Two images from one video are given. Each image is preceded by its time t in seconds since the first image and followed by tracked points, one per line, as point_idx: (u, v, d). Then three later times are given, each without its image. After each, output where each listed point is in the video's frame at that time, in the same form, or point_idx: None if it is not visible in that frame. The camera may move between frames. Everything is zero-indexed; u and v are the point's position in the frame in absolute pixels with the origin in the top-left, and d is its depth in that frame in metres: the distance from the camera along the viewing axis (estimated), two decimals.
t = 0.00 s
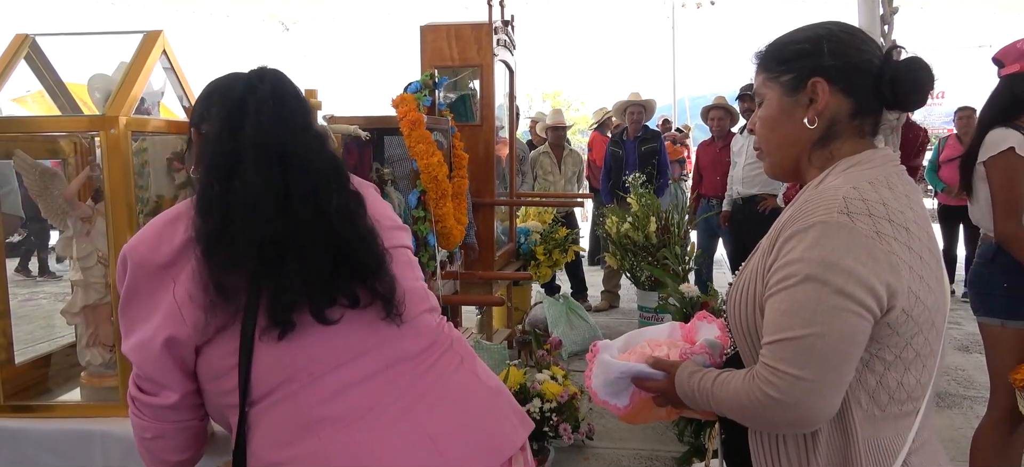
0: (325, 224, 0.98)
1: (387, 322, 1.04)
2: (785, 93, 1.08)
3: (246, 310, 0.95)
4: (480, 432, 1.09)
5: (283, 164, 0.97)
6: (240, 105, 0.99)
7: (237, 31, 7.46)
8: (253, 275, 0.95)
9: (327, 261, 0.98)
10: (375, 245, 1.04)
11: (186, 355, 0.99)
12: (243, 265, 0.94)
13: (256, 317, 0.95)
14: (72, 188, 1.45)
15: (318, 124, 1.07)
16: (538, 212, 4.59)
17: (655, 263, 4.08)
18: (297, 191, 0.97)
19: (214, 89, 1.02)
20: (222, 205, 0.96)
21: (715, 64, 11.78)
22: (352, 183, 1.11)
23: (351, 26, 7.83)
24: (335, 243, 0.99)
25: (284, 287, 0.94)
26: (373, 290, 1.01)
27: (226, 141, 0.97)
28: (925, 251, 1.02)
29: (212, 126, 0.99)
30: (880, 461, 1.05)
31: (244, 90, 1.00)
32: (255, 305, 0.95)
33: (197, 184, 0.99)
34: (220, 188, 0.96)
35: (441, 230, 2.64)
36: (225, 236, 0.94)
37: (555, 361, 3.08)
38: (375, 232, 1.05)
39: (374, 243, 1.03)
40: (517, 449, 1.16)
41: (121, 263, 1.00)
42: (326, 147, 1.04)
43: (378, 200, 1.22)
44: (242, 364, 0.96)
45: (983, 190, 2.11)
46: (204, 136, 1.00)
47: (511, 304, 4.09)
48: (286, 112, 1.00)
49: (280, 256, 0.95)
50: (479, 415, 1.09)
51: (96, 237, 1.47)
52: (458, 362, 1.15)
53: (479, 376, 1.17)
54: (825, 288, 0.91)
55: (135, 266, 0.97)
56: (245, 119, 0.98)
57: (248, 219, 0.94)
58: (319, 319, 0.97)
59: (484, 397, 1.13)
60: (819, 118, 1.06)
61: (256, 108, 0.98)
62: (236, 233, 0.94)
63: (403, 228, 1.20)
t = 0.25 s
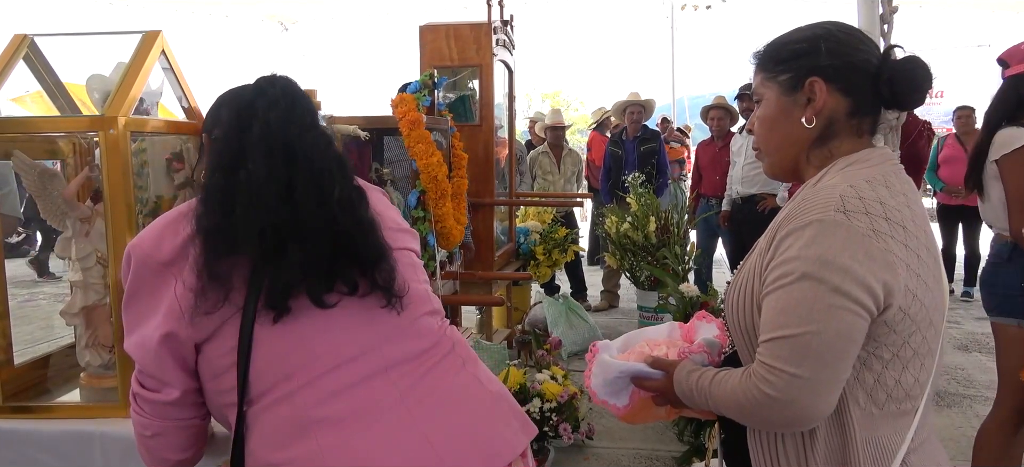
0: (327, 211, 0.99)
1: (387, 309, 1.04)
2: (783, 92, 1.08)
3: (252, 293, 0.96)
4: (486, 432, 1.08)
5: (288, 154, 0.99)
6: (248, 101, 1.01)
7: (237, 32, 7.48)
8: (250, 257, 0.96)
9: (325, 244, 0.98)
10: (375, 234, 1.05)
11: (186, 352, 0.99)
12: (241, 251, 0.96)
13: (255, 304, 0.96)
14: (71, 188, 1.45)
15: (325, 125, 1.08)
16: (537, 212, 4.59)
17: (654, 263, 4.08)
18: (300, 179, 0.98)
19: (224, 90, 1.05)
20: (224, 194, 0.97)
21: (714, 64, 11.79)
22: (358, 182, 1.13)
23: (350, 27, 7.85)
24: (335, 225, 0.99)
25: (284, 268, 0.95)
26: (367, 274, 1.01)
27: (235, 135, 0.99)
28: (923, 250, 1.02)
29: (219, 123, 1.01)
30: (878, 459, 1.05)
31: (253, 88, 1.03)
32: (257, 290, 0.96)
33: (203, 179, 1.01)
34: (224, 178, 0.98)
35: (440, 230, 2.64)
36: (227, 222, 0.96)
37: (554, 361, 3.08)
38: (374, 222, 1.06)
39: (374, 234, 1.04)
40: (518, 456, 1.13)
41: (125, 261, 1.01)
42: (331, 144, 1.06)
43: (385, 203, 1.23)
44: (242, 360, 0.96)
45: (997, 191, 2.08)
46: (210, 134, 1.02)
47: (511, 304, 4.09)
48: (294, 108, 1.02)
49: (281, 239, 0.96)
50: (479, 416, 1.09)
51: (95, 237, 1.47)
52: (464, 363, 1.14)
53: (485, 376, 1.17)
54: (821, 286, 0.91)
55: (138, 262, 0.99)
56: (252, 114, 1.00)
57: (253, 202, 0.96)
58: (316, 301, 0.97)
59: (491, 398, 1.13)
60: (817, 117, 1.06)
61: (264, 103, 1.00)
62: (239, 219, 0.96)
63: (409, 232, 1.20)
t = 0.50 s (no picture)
0: (330, 199, 1.01)
1: (389, 293, 1.05)
2: (781, 92, 1.07)
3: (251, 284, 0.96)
4: (490, 432, 1.07)
5: (287, 149, 1.00)
6: (246, 104, 1.03)
7: (235, 33, 7.49)
8: (251, 242, 0.98)
9: (326, 230, 0.99)
10: (375, 219, 1.06)
11: (187, 354, 1.00)
12: (241, 240, 0.97)
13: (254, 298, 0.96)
14: (70, 190, 1.44)
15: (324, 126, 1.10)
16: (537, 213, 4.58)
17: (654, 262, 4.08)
18: (298, 172, 0.99)
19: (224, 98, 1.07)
20: (223, 189, 0.98)
21: (712, 64, 11.81)
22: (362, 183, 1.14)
23: (349, 28, 7.85)
24: (336, 211, 1.01)
25: (283, 255, 0.95)
26: (365, 256, 1.02)
27: (235, 134, 1.01)
28: (923, 248, 1.01)
29: (219, 126, 1.02)
30: (878, 459, 1.05)
31: (252, 93, 1.05)
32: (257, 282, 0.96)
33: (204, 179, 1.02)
34: (223, 175, 0.99)
35: (439, 231, 2.64)
36: (228, 211, 0.97)
37: (555, 361, 3.07)
38: (375, 211, 1.07)
39: (373, 227, 1.04)
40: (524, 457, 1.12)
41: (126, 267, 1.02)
42: (331, 143, 1.08)
43: (391, 205, 1.25)
44: (242, 360, 0.96)
45: (1013, 189, 2.06)
46: (210, 137, 1.04)
47: (510, 304, 4.09)
48: (291, 109, 1.04)
49: (281, 230, 0.97)
50: (482, 417, 1.07)
51: (93, 239, 1.46)
52: (469, 364, 1.13)
53: (491, 378, 1.17)
54: (819, 284, 0.90)
55: (138, 267, 0.99)
56: (252, 115, 1.02)
57: (252, 193, 0.96)
58: (320, 280, 0.98)
59: (495, 398, 1.12)
60: (816, 116, 1.05)
61: (262, 104, 1.02)
62: (235, 206, 0.97)
63: (415, 233, 1.21)
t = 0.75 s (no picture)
0: (326, 196, 1.00)
1: (392, 290, 1.05)
2: (778, 93, 1.07)
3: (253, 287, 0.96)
4: (496, 435, 1.07)
5: (280, 149, 1.00)
6: (233, 107, 1.02)
7: (235, 33, 7.50)
8: (251, 247, 0.97)
9: (325, 229, 0.99)
10: (374, 216, 1.07)
11: (192, 366, 0.98)
12: (241, 241, 0.97)
13: (258, 300, 0.96)
14: (69, 192, 1.44)
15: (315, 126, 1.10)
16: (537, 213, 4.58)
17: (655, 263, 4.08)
18: (294, 170, 0.99)
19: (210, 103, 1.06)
20: (219, 195, 0.97)
21: (711, 63, 11.82)
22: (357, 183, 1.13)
23: (348, 29, 7.86)
24: (334, 211, 1.01)
25: (283, 255, 0.95)
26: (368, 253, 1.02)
27: (225, 138, 1.00)
28: (922, 248, 1.01)
29: (208, 131, 1.01)
30: (878, 459, 1.05)
31: (238, 95, 1.04)
32: (258, 285, 0.96)
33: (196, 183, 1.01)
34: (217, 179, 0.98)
35: (439, 231, 2.63)
36: (228, 215, 0.97)
37: (555, 362, 3.07)
38: (373, 208, 1.08)
39: (372, 225, 1.04)
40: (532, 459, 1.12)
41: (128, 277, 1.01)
42: (323, 143, 1.07)
43: (389, 203, 1.25)
44: (246, 367, 0.96)
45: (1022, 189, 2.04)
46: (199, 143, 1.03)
47: (510, 304, 4.09)
48: (279, 109, 1.04)
49: (280, 231, 0.96)
50: (486, 418, 1.07)
51: (93, 241, 1.46)
52: (474, 366, 1.13)
53: (495, 379, 1.17)
54: (818, 285, 0.90)
55: (141, 278, 0.99)
56: (239, 117, 1.01)
57: (249, 196, 0.96)
58: (323, 282, 0.97)
59: (500, 400, 1.12)
60: (813, 116, 1.05)
61: (250, 107, 1.02)
62: (230, 212, 0.96)
63: (415, 233, 1.21)
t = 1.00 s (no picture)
0: (328, 202, 0.99)
1: (397, 295, 1.05)
2: (775, 94, 1.07)
3: (255, 297, 0.95)
4: (499, 437, 1.06)
5: (278, 154, 0.99)
6: (228, 108, 1.01)
7: (234, 34, 7.51)
8: (252, 259, 0.97)
9: (331, 237, 0.98)
10: (376, 220, 1.06)
11: (198, 373, 0.99)
12: (243, 250, 0.96)
13: (261, 309, 0.95)
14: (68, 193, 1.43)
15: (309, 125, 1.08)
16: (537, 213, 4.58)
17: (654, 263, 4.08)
18: (295, 178, 0.98)
19: (202, 102, 1.04)
20: (217, 203, 0.96)
21: (710, 64, 11.85)
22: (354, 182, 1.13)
23: (347, 30, 7.87)
24: (336, 215, 0.99)
25: (288, 274, 0.95)
26: (375, 258, 1.02)
27: (218, 142, 0.98)
28: (919, 248, 1.01)
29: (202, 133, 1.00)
30: (876, 460, 1.05)
31: (233, 95, 1.02)
32: (261, 295, 0.95)
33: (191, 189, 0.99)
34: (214, 185, 0.97)
35: (438, 232, 2.63)
36: (228, 226, 0.96)
37: (555, 362, 3.07)
38: (376, 212, 1.07)
39: (375, 230, 1.04)
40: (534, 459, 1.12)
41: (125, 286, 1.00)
42: (320, 144, 1.07)
43: (387, 202, 1.24)
44: (248, 371, 0.96)
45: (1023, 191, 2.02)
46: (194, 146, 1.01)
47: (510, 305, 4.09)
48: (274, 109, 1.02)
49: (284, 240, 0.96)
50: (489, 419, 1.07)
51: (91, 242, 1.46)
52: (476, 368, 1.13)
53: (497, 380, 1.16)
54: (816, 286, 0.90)
55: (141, 286, 0.98)
56: (235, 121, 1.00)
57: (250, 207, 0.94)
58: (330, 295, 0.97)
59: (502, 401, 1.11)
60: (810, 118, 1.05)
61: (247, 109, 1.00)
62: (229, 223, 0.95)
63: (415, 232, 1.20)
